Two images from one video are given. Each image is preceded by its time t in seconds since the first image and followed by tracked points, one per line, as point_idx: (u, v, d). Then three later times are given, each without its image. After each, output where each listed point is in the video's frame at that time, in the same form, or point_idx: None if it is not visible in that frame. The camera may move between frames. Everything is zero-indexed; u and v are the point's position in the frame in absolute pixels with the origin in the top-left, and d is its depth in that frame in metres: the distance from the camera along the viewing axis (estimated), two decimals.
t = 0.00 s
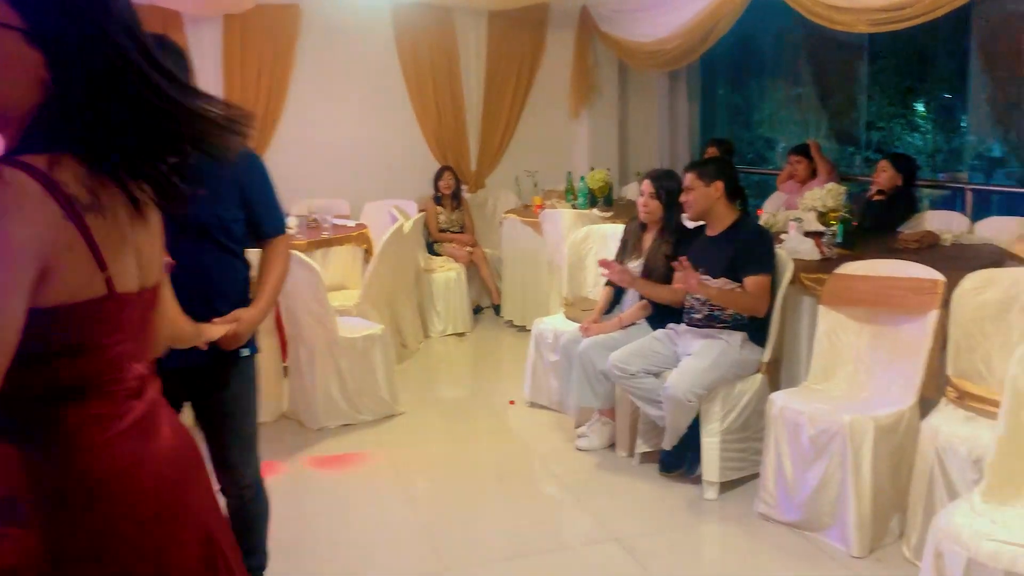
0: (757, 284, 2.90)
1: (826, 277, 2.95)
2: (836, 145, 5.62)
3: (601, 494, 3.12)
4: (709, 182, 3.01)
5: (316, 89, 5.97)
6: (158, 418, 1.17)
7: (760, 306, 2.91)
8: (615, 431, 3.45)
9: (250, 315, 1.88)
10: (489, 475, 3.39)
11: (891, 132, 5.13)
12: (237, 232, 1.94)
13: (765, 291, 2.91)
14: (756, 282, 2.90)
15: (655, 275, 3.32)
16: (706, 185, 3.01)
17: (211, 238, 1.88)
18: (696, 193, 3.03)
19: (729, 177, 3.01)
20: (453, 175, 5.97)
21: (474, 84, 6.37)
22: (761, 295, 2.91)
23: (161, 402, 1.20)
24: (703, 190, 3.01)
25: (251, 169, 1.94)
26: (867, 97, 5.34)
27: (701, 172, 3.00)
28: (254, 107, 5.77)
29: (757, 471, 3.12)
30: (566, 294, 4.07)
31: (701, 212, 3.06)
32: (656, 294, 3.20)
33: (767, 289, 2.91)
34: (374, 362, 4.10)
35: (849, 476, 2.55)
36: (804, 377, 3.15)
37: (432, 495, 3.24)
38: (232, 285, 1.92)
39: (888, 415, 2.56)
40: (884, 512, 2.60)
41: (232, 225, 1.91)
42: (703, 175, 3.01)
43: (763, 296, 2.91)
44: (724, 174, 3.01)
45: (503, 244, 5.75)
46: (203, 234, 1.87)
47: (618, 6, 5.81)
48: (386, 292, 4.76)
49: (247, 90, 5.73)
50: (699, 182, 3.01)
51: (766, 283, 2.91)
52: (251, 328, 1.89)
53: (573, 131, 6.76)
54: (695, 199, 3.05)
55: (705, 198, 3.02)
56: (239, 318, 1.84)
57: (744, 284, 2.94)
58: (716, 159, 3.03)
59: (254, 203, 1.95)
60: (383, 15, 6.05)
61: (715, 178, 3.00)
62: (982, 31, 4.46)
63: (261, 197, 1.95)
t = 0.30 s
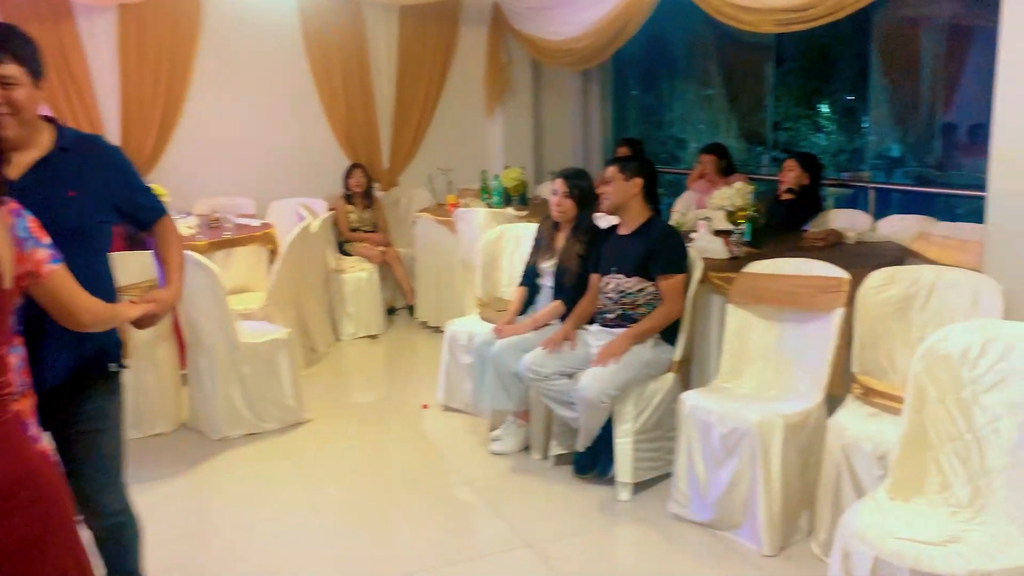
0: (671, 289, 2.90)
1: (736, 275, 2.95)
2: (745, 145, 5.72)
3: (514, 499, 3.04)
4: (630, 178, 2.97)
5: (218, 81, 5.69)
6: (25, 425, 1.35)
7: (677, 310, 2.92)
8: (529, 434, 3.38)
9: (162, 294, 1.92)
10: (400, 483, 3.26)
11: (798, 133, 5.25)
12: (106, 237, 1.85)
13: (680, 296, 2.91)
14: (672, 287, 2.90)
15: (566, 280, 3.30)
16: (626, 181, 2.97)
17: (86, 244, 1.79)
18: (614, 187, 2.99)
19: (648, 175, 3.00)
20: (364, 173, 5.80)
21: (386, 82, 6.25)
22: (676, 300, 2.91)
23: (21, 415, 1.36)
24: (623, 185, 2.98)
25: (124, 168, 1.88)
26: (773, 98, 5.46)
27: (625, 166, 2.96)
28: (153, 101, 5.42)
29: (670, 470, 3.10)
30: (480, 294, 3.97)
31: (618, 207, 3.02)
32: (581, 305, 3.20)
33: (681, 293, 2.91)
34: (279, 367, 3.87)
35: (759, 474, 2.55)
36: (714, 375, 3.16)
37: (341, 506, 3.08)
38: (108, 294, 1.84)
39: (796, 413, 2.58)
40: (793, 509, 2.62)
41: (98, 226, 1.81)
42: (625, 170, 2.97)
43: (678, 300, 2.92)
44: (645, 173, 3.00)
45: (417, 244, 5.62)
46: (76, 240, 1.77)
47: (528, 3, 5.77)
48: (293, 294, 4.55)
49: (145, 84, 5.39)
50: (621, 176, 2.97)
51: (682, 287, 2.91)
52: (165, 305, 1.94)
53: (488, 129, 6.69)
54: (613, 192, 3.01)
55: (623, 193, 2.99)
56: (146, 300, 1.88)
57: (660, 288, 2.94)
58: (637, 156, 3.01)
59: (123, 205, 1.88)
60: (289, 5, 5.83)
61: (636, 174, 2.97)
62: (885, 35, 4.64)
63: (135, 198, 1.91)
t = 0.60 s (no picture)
0: (597, 297, 2.82)
1: (660, 281, 2.91)
2: (665, 149, 5.73)
3: (435, 516, 2.90)
4: (562, 180, 2.87)
5: (120, 73, 5.31)
6: None
7: (604, 319, 2.84)
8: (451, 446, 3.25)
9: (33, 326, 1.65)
10: (315, 499, 3.06)
11: (715, 137, 5.30)
12: None
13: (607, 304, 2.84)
14: (599, 295, 2.82)
15: (490, 284, 3.17)
16: (560, 181, 2.87)
17: None
18: (548, 187, 2.88)
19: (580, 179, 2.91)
20: (278, 174, 5.56)
21: (301, 79, 6.00)
22: (601, 308, 2.83)
23: None
24: (556, 187, 2.87)
25: None
26: (693, 103, 5.49)
27: (559, 169, 2.86)
28: (50, 100, 5.02)
29: (596, 481, 3.02)
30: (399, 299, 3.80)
31: (549, 210, 2.92)
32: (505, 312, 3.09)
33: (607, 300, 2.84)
34: (186, 385, 3.50)
35: (686, 486, 2.49)
36: (640, 383, 3.09)
37: (251, 525, 2.88)
38: None
39: (722, 422, 2.53)
40: (721, 520, 2.57)
41: None
42: (559, 172, 2.87)
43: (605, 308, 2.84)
44: (578, 176, 2.91)
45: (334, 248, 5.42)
46: None
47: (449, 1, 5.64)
48: (201, 301, 4.28)
49: (41, 81, 4.98)
50: (555, 178, 2.86)
51: (608, 294, 2.84)
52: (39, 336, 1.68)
53: (409, 130, 6.53)
54: (546, 194, 2.90)
55: (556, 195, 2.88)
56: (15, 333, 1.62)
57: (587, 295, 2.86)
58: (569, 159, 2.91)
59: None
60: None
61: (570, 177, 2.88)
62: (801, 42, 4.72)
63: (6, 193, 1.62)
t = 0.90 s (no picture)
0: (558, 304, 2.74)
1: (625, 289, 2.85)
2: (624, 152, 5.68)
3: (392, 534, 2.77)
4: (522, 184, 2.78)
5: (60, 70, 5.05)
6: None
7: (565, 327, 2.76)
8: (408, 460, 3.13)
9: None
10: (265, 513, 2.90)
11: (673, 140, 5.28)
12: None
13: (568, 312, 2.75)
14: (560, 303, 2.74)
15: (446, 293, 3.08)
16: (520, 186, 2.78)
17: None
18: (507, 192, 2.79)
19: (541, 183, 2.82)
20: (229, 177, 5.37)
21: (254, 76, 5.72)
22: (562, 316, 2.75)
23: None
24: (515, 191, 2.78)
25: None
26: (652, 105, 5.44)
27: (519, 173, 2.77)
28: None
29: (559, 495, 2.93)
30: (353, 307, 3.70)
31: (509, 215, 2.82)
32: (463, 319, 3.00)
33: (569, 307, 2.76)
34: (129, 400, 3.15)
35: (653, 502, 2.41)
36: (603, 396, 3.01)
37: (198, 538, 2.70)
38: None
39: (689, 435, 2.46)
40: (688, 535, 2.50)
41: None
42: (518, 176, 2.77)
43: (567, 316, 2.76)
44: (538, 181, 2.81)
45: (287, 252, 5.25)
46: None
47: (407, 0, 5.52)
48: (147, 309, 4.05)
49: None
50: (514, 182, 2.77)
51: (570, 301, 2.76)
52: None
53: (364, 131, 6.37)
54: (505, 199, 2.81)
55: (515, 200, 2.79)
56: None
57: (547, 301, 2.77)
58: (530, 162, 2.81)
59: None
60: None
61: (530, 181, 2.79)
62: (758, 45, 4.69)
63: None
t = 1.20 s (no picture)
0: (535, 303, 2.65)
1: (626, 290, 2.79)
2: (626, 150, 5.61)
3: (387, 540, 2.70)
4: (512, 181, 2.73)
5: (54, 65, 4.99)
6: None
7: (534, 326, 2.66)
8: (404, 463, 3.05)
9: None
10: (256, 514, 2.83)
11: (675, 139, 5.20)
12: None
13: (543, 312, 2.66)
14: (536, 301, 2.65)
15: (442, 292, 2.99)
16: (512, 183, 2.73)
17: None
18: (496, 189, 2.74)
19: (533, 181, 2.75)
20: (225, 174, 5.30)
21: (250, 71, 5.66)
22: (536, 314, 2.65)
23: None
24: (505, 187, 2.73)
25: None
26: (655, 103, 5.37)
27: (509, 169, 2.72)
28: None
29: (558, 501, 2.86)
30: (350, 307, 3.63)
31: (496, 212, 2.77)
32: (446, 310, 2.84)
33: (547, 308, 2.66)
34: (119, 402, 3.05)
35: (654, 510, 2.34)
36: (603, 399, 2.95)
37: (187, 538, 2.63)
38: None
39: (692, 441, 2.39)
40: (690, 544, 2.43)
41: None
42: (508, 173, 2.73)
43: (540, 315, 2.66)
44: (532, 179, 2.75)
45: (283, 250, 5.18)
46: None
47: None
48: (140, 308, 3.97)
49: None
50: (504, 178, 2.73)
51: (550, 302, 2.66)
52: None
53: (362, 128, 6.30)
54: (493, 194, 2.76)
55: (504, 197, 2.74)
56: None
57: (526, 297, 2.68)
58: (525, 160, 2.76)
59: None
60: None
61: (521, 178, 2.74)
62: (761, 42, 4.61)
63: None
